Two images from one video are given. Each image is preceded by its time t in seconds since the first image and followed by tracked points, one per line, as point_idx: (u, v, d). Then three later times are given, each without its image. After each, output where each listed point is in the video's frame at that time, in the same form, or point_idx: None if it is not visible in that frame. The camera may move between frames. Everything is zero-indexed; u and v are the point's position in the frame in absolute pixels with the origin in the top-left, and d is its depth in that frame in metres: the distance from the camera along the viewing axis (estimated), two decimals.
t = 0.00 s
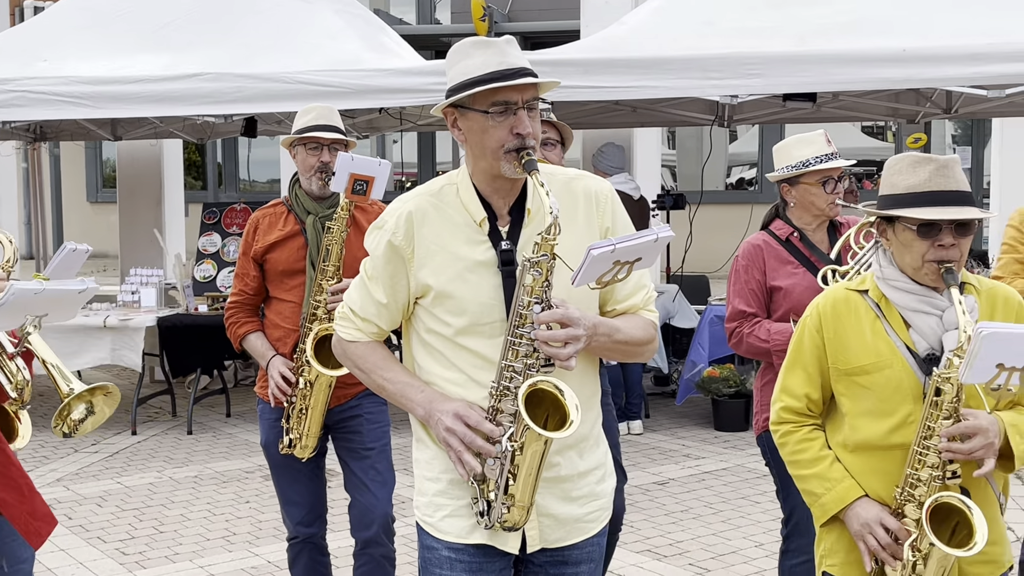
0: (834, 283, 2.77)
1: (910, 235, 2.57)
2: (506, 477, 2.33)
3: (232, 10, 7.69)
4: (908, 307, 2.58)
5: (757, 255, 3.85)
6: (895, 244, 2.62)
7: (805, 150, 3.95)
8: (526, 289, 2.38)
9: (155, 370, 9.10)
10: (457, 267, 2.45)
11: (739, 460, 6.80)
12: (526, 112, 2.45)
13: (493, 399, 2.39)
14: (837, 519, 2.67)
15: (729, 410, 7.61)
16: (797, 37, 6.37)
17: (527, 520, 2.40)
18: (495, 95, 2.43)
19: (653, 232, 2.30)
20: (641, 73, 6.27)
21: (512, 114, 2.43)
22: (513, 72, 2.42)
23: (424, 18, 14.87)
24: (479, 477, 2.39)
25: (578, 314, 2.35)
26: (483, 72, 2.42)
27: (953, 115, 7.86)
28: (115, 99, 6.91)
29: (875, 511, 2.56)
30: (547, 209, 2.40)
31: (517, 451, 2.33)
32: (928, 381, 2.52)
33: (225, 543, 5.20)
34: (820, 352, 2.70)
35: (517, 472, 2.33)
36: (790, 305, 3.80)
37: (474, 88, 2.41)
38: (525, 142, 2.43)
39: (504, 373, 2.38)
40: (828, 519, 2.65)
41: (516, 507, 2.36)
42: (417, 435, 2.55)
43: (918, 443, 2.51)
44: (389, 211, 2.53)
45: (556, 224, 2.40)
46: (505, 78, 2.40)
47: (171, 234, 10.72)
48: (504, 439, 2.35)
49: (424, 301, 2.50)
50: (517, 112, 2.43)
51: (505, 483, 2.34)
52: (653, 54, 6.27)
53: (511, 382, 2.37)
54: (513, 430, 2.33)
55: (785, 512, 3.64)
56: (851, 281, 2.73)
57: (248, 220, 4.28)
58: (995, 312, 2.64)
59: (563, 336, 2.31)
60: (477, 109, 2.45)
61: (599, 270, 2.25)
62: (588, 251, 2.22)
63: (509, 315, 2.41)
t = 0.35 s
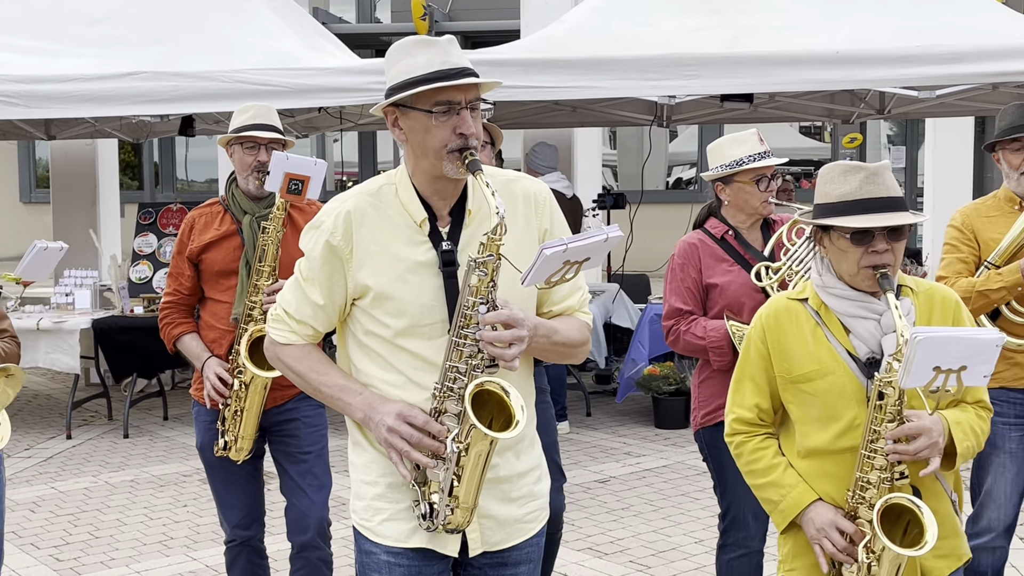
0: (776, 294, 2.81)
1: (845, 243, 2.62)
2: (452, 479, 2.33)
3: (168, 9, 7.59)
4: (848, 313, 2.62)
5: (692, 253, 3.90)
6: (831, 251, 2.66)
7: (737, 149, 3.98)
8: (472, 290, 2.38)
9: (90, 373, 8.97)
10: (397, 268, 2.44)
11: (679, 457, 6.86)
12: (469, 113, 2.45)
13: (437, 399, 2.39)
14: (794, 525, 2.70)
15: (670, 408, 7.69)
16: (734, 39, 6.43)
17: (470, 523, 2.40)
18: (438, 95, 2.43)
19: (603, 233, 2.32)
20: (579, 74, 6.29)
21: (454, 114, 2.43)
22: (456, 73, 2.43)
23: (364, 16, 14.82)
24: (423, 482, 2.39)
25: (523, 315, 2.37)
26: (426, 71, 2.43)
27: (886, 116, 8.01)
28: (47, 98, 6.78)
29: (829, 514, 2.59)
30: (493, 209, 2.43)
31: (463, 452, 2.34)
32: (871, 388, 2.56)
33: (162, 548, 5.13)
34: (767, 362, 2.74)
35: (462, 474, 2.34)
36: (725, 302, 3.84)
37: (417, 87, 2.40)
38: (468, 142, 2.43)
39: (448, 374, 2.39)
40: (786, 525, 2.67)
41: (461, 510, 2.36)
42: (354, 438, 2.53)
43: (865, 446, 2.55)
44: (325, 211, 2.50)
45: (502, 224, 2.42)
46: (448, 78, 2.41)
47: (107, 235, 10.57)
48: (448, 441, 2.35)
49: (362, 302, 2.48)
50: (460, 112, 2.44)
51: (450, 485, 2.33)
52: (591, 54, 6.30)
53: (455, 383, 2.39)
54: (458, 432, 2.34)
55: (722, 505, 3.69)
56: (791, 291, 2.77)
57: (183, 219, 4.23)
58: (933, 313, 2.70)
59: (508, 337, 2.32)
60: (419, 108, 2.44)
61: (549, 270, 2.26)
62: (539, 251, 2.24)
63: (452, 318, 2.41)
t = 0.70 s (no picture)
0: (698, 294, 2.83)
1: (775, 248, 2.64)
2: (397, 486, 2.33)
3: (108, 8, 7.48)
4: (770, 318, 2.65)
5: (639, 253, 3.94)
6: (760, 254, 2.69)
7: (683, 150, 4.00)
8: (417, 297, 2.38)
9: (30, 377, 8.82)
10: (341, 275, 2.43)
11: (626, 456, 6.89)
12: (416, 118, 2.45)
13: (382, 406, 2.38)
14: (700, 522, 2.72)
15: (617, 408, 7.72)
16: (679, 40, 6.48)
17: (414, 531, 2.40)
18: (385, 101, 2.41)
19: (550, 240, 2.33)
20: (525, 74, 6.30)
21: (402, 119, 2.43)
22: (403, 78, 2.42)
23: (309, 16, 14.73)
24: (367, 489, 2.38)
25: (469, 322, 2.38)
26: (373, 77, 2.41)
27: (827, 117, 8.12)
28: None
29: (738, 514, 2.61)
30: (441, 216, 2.45)
31: (408, 460, 2.33)
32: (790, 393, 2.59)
33: (104, 553, 5.06)
34: (684, 360, 2.75)
35: (406, 482, 2.33)
36: (671, 302, 3.87)
37: (364, 93, 2.39)
38: (414, 147, 2.43)
39: (393, 381, 2.38)
40: (692, 523, 2.68)
41: (405, 518, 2.36)
42: (298, 447, 2.51)
43: (780, 448, 2.58)
44: (269, 216, 2.48)
45: (448, 230, 2.44)
46: (395, 83, 2.40)
47: (47, 236, 10.40)
48: (393, 449, 2.34)
49: (305, 309, 2.46)
50: (407, 117, 2.43)
51: (395, 492, 2.33)
52: (536, 55, 6.31)
53: (400, 390, 2.38)
54: (404, 439, 2.34)
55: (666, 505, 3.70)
56: (714, 291, 2.79)
57: (123, 221, 4.17)
58: (848, 325, 2.74)
59: (454, 344, 2.32)
60: (366, 113, 2.42)
61: (495, 278, 2.26)
62: (486, 258, 2.24)
63: (398, 325, 2.41)
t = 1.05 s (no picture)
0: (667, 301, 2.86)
1: (737, 250, 2.68)
2: (349, 488, 2.33)
3: (56, 7, 7.39)
4: (738, 320, 2.69)
5: (597, 250, 3.94)
6: (722, 258, 2.73)
7: (641, 151, 4.02)
8: (369, 297, 2.38)
9: None
10: (293, 275, 2.42)
11: (581, 456, 6.92)
12: (365, 119, 2.45)
13: (333, 408, 2.39)
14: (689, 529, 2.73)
15: (573, 409, 7.76)
16: (633, 42, 6.52)
17: (367, 533, 2.39)
18: (333, 101, 2.42)
19: (501, 238, 2.34)
20: (479, 76, 6.31)
21: (351, 120, 2.43)
22: (352, 78, 2.42)
23: (262, 16, 14.63)
24: (320, 492, 2.38)
25: (421, 322, 2.38)
26: (322, 77, 2.41)
27: (779, 119, 8.21)
28: None
29: (723, 518, 2.63)
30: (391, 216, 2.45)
31: (359, 461, 2.34)
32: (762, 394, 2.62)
33: (55, 560, 5.00)
34: (660, 368, 2.77)
35: (359, 483, 2.34)
36: (628, 299, 3.90)
37: (313, 92, 2.39)
38: (364, 148, 2.43)
39: (345, 382, 2.38)
40: (681, 531, 2.70)
41: (358, 519, 2.35)
42: (246, 450, 2.49)
43: (757, 451, 2.61)
44: (218, 217, 2.47)
45: (400, 230, 2.45)
46: (345, 83, 2.40)
47: None
48: (345, 450, 2.34)
49: (256, 311, 2.45)
50: (357, 118, 2.43)
51: (347, 494, 2.33)
52: (490, 57, 6.32)
53: (352, 391, 2.38)
54: (355, 441, 2.34)
55: (622, 503, 3.71)
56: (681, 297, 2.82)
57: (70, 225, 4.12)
58: (818, 321, 2.77)
59: (405, 344, 2.32)
60: (315, 114, 2.42)
61: (447, 276, 2.27)
62: (437, 256, 2.25)
63: (348, 325, 2.41)
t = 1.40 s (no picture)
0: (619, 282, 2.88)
1: (692, 236, 2.70)
2: (308, 486, 2.33)
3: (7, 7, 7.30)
4: (690, 304, 2.71)
5: (555, 250, 3.95)
6: (675, 243, 2.75)
7: (600, 152, 4.03)
8: (330, 296, 2.38)
9: None
10: (250, 271, 2.41)
11: (540, 456, 6.93)
12: (327, 116, 2.45)
13: (293, 406, 2.37)
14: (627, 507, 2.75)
15: (533, 408, 7.81)
16: (591, 42, 6.55)
17: (326, 529, 2.39)
18: (295, 97, 2.41)
19: (465, 243, 2.34)
20: (437, 76, 6.31)
21: (313, 116, 2.42)
22: (314, 74, 2.42)
23: (218, 17, 14.53)
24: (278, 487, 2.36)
25: (382, 321, 2.38)
26: (284, 72, 2.41)
27: (736, 120, 8.27)
28: None
29: (664, 500, 2.65)
30: (354, 215, 2.44)
31: (319, 460, 2.33)
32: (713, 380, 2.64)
33: (8, 565, 4.93)
34: (609, 348, 2.79)
35: (318, 481, 2.33)
36: (586, 300, 3.92)
37: (275, 88, 2.38)
38: (326, 145, 2.42)
39: (305, 380, 2.38)
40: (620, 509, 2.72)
41: (317, 516, 2.34)
42: (202, 444, 2.48)
43: (704, 435, 2.63)
44: (175, 211, 2.45)
45: (362, 229, 2.44)
46: (305, 79, 2.40)
47: None
48: (305, 449, 2.34)
49: (213, 306, 2.44)
50: (319, 114, 2.43)
51: (306, 492, 2.32)
52: (449, 57, 6.32)
53: (311, 390, 2.37)
54: (315, 439, 2.34)
55: (580, 500, 3.74)
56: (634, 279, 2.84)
57: (20, 227, 4.08)
58: (767, 308, 2.80)
59: (366, 344, 2.32)
60: (276, 110, 2.41)
61: (410, 280, 2.27)
62: (401, 261, 2.25)
63: (309, 323, 2.40)
